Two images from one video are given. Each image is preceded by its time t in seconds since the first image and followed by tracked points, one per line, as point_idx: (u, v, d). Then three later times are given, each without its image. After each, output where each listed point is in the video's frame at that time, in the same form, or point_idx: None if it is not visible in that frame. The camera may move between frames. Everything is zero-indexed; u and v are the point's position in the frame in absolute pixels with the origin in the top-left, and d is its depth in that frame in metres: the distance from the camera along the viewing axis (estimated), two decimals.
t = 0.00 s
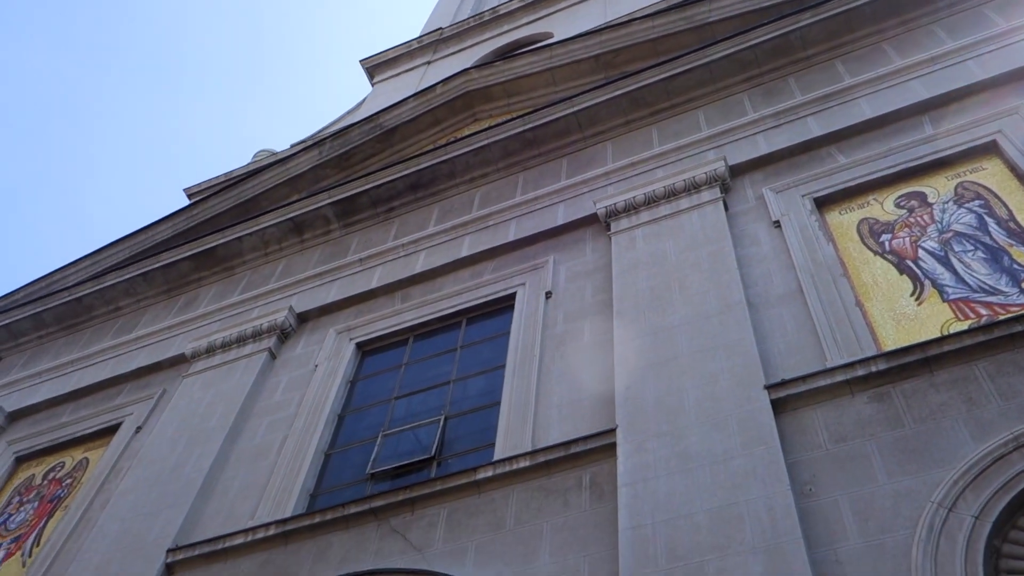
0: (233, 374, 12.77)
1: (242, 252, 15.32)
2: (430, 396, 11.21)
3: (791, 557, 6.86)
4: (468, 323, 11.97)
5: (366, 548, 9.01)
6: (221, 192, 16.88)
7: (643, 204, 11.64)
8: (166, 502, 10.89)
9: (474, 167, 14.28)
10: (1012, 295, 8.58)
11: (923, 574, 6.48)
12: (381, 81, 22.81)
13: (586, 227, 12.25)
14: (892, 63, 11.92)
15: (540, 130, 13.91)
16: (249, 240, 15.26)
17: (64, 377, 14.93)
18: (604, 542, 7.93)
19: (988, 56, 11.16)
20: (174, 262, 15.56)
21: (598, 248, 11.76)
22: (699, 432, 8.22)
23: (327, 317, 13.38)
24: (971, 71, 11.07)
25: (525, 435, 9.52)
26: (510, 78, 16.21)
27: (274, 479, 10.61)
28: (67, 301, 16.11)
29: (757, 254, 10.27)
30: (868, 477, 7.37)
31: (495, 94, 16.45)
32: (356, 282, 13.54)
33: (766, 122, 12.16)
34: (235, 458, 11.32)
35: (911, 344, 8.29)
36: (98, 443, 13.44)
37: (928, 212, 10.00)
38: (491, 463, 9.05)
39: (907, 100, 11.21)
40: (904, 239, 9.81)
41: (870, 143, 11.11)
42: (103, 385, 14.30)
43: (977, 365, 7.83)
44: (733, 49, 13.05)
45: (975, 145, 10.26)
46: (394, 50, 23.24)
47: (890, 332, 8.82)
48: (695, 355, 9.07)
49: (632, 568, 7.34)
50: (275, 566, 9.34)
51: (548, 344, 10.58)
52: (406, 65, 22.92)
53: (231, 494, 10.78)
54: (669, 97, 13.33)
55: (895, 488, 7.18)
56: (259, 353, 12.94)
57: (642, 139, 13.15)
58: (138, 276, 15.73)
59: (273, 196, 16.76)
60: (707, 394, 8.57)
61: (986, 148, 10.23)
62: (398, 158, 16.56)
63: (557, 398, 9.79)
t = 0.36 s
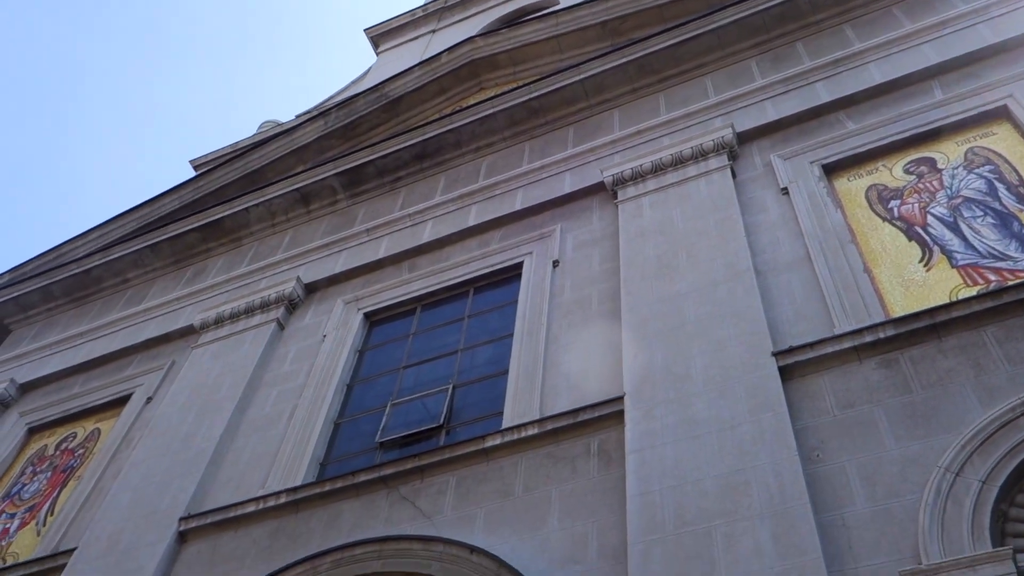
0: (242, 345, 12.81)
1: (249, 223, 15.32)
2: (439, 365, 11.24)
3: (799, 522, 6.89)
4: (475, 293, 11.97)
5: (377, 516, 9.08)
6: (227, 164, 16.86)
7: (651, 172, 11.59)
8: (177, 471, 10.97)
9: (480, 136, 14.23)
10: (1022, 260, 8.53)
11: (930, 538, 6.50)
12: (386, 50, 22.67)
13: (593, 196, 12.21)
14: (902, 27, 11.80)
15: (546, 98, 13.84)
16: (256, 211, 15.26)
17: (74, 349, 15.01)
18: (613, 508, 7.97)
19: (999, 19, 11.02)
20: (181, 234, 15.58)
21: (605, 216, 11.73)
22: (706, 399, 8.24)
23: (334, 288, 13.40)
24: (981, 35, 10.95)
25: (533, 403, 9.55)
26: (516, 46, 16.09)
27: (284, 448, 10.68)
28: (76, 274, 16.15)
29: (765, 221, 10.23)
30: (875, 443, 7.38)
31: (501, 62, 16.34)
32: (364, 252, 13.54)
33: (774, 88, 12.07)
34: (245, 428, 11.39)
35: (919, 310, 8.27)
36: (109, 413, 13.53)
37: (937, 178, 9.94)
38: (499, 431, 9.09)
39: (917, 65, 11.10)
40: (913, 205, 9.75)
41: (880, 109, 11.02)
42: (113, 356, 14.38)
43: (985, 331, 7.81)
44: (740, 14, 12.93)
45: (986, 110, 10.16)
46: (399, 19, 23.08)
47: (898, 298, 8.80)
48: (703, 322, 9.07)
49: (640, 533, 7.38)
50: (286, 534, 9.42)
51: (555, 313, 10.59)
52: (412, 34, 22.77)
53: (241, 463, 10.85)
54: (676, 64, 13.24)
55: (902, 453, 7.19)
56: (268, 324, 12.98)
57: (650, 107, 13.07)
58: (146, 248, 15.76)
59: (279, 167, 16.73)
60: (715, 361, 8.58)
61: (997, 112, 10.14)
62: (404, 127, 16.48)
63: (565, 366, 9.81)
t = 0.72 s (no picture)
0: (254, 312, 12.86)
1: (258, 190, 15.32)
2: (450, 330, 11.28)
3: (811, 480, 6.92)
4: (485, 257, 11.97)
5: (391, 479, 9.16)
6: (235, 131, 16.82)
7: (660, 133, 11.51)
8: (193, 438, 11.06)
9: (488, 99, 14.15)
10: None
11: (941, 494, 6.53)
12: (392, 14, 22.50)
13: (602, 158, 12.15)
14: None
15: (554, 60, 13.74)
16: (264, 178, 15.25)
17: (87, 318, 15.09)
18: (625, 469, 8.02)
19: None
20: (191, 202, 15.60)
21: (615, 178, 11.68)
22: (717, 360, 8.25)
23: (344, 254, 13.41)
24: None
25: (545, 366, 9.58)
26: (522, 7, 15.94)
27: (298, 413, 10.76)
28: (87, 243, 16.20)
29: (775, 181, 10.18)
30: (887, 401, 7.39)
31: (507, 25, 16.20)
32: (373, 217, 13.53)
33: (784, 46, 11.95)
34: (259, 394, 11.47)
35: (931, 268, 8.24)
36: (124, 381, 13.64)
37: (950, 135, 9.85)
38: (511, 393, 9.13)
39: (929, 20, 10.96)
40: (925, 162, 9.68)
41: (891, 66, 10.90)
42: (126, 325, 14.46)
43: (997, 288, 7.78)
44: None
45: (999, 65, 10.04)
46: None
47: (910, 256, 8.77)
48: (714, 283, 9.05)
49: (652, 493, 7.43)
50: (301, 497, 9.51)
51: (565, 276, 10.58)
52: None
53: (255, 428, 10.94)
54: (684, 23, 13.10)
55: (914, 411, 7.20)
56: (279, 291, 13.02)
57: (658, 67, 12.96)
58: (156, 217, 15.78)
59: (287, 134, 16.68)
60: (725, 322, 8.58)
61: (1010, 67, 10.01)
62: (411, 91, 16.36)
63: (576, 329, 9.83)
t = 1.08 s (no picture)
0: (266, 277, 12.90)
1: (267, 155, 15.29)
2: (461, 291, 11.29)
3: (825, 432, 6.93)
4: (496, 217, 11.95)
5: (407, 439, 9.22)
6: (242, 96, 16.77)
7: (670, 88, 11.40)
8: (210, 403, 11.14)
9: (495, 59, 14.04)
10: None
11: (956, 444, 6.54)
12: None
13: (611, 115, 12.06)
14: None
15: (561, 18, 13.61)
16: (273, 144, 15.22)
17: (101, 287, 15.16)
18: (639, 425, 8.05)
19: None
20: (200, 169, 15.59)
21: (624, 136, 11.60)
22: (730, 315, 8.24)
23: (355, 218, 13.40)
24: None
25: (557, 325, 9.59)
26: None
27: (313, 377, 10.83)
28: (99, 213, 16.24)
29: (787, 134, 10.09)
30: (901, 353, 7.37)
31: None
32: (382, 181, 13.50)
33: None
34: (274, 358, 11.53)
35: (945, 218, 8.18)
36: (140, 349, 13.73)
37: (964, 84, 9.72)
38: (525, 353, 9.16)
39: None
40: (939, 113, 9.56)
41: (904, 15, 10.74)
42: (140, 293, 14.52)
43: (1011, 237, 7.72)
44: None
45: (1014, 11, 9.87)
46: None
47: (924, 207, 8.69)
48: (726, 238, 9.01)
49: (667, 449, 7.46)
50: (319, 459, 9.60)
51: (576, 235, 10.56)
52: None
53: (271, 393, 11.01)
54: None
55: (928, 362, 7.19)
56: (290, 256, 13.04)
57: (667, 22, 12.80)
58: (166, 185, 15.80)
59: (294, 98, 16.61)
60: (738, 277, 8.55)
61: None
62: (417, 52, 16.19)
63: (588, 287, 9.82)
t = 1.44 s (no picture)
0: (278, 242, 12.91)
1: (275, 121, 15.25)
2: (474, 252, 11.29)
3: (840, 384, 6.93)
4: (506, 177, 11.90)
5: (423, 400, 9.28)
6: (249, 61, 16.69)
7: (679, 42, 11.27)
8: (226, 368, 11.22)
9: (501, 17, 13.91)
10: None
11: (972, 393, 6.54)
12: None
13: (620, 72, 11.95)
14: None
15: None
16: (281, 109, 15.18)
17: (115, 257, 15.22)
18: (654, 381, 8.07)
19: None
20: (209, 136, 15.57)
21: (634, 92, 11.51)
22: (743, 269, 8.21)
23: (365, 181, 13.37)
24: None
25: (570, 283, 9.59)
26: None
27: (328, 340, 10.88)
28: (110, 182, 16.26)
29: (798, 86, 9.98)
30: (915, 303, 7.35)
31: None
32: (391, 143, 13.45)
33: None
34: (288, 323, 11.59)
35: (960, 167, 8.10)
36: (155, 317, 13.81)
37: (978, 30, 9.57)
38: (538, 312, 9.17)
39: None
40: (953, 60, 9.43)
41: None
42: (154, 262, 14.57)
43: None
44: None
45: None
46: None
47: (938, 156, 8.61)
48: (738, 193, 8.95)
49: (682, 404, 7.48)
50: (336, 422, 9.67)
51: (587, 193, 10.52)
52: None
53: (287, 357, 11.08)
54: None
55: (943, 312, 7.16)
56: (302, 221, 13.04)
57: None
58: (176, 152, 15.79)
59: (301, 62, 16.52)
60: (751, 231, 8.51)
61: None
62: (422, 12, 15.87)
63: (600, 245, 9.80)
